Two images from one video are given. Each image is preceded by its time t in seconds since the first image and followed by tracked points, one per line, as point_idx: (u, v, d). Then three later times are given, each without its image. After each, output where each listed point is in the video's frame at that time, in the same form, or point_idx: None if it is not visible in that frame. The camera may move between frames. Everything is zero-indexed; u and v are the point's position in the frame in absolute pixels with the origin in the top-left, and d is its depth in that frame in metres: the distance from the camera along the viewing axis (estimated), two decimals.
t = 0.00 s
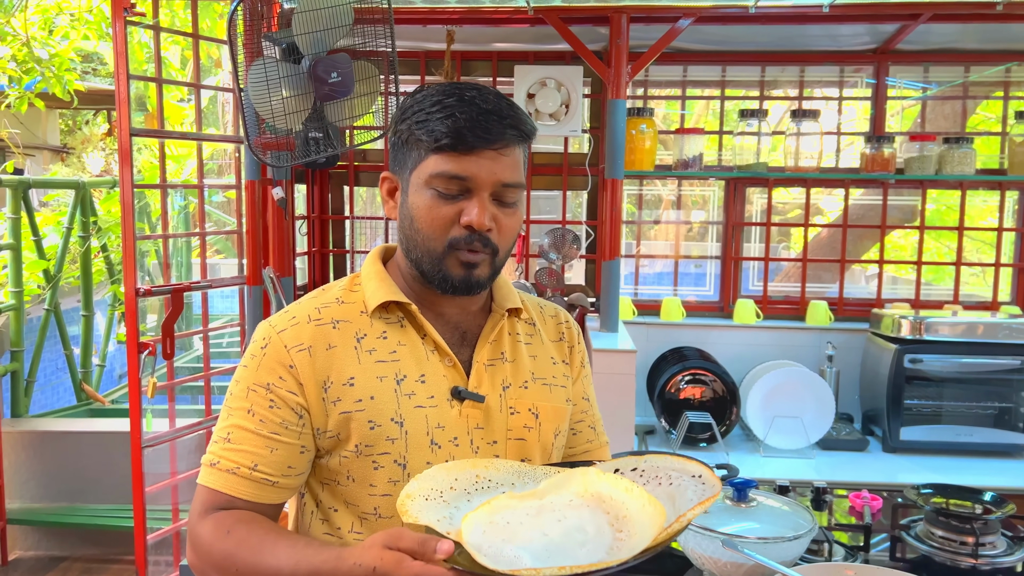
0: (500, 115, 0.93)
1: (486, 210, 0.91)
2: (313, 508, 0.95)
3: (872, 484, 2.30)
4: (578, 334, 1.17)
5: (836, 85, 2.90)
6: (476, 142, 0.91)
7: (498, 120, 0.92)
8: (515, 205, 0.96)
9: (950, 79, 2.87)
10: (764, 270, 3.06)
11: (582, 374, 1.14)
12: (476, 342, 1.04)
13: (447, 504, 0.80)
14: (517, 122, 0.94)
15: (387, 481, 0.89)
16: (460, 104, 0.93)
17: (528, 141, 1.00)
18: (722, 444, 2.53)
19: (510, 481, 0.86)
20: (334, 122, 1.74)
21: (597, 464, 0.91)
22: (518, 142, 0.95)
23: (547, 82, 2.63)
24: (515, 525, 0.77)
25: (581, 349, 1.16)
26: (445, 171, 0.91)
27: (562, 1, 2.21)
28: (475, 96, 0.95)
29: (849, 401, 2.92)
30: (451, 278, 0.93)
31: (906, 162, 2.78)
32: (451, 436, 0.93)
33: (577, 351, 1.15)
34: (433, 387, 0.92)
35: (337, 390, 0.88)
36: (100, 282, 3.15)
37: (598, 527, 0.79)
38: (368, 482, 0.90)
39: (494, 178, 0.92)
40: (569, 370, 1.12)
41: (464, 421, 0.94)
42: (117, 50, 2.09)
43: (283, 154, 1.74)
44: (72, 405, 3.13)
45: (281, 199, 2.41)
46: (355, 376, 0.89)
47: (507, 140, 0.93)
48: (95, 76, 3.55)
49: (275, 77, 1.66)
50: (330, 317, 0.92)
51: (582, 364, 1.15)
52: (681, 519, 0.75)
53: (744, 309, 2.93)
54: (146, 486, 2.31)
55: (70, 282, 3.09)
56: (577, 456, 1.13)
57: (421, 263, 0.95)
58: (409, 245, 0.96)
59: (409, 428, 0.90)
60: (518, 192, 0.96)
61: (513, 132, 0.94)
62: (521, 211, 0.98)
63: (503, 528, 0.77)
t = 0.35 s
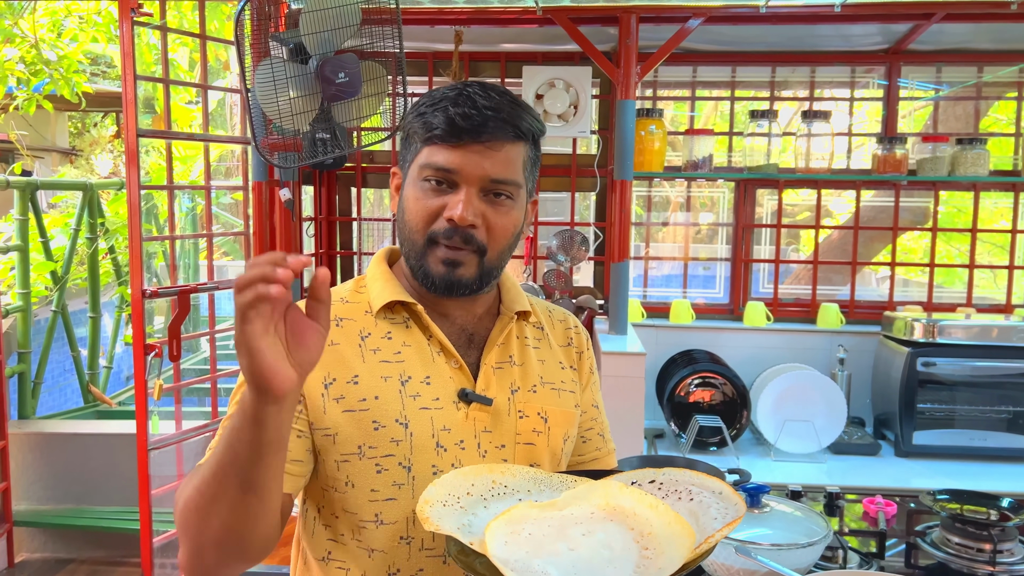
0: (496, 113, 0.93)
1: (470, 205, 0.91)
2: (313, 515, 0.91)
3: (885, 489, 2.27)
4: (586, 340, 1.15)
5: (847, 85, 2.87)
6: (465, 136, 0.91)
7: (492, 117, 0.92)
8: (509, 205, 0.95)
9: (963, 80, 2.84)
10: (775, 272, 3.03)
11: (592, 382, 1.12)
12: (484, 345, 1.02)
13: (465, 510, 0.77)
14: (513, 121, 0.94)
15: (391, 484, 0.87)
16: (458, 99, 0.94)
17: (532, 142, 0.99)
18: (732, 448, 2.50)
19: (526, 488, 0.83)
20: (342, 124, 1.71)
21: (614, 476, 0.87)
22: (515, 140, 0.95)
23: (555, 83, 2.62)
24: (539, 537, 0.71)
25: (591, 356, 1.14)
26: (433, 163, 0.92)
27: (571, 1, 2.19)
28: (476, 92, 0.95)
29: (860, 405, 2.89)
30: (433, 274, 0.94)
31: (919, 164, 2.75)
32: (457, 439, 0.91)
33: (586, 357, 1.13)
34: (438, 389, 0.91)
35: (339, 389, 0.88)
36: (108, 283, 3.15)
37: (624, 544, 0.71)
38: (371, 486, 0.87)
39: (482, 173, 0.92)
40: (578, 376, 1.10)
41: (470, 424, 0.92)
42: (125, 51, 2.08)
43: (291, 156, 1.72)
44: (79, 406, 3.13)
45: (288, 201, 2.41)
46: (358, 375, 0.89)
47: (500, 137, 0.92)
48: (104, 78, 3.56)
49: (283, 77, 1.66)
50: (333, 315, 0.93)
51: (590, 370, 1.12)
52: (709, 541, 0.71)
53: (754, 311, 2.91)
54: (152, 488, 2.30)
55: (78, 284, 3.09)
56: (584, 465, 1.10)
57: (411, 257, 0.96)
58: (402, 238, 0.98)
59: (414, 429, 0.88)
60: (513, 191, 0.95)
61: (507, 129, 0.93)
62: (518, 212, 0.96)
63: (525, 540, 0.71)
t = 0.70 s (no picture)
0: (509, 116, 0.91)
1: (480, 210, 0.90)
2: (321, 520, 0.90)
3: (899, 494, 2.25)
4: (597, 349, 1.14)
5: (859, 87, 2.85)
6: (476, 140, 0.90)
7: (505, 121, 0.90)
8: (522, 210, 0.93)
9: (976, 81, 2.81)
10: (786, 275, 3.01)
11: (602, 391, 1.11)
12: (499, 351, 1.00)
13: (477, 519, 0.74)
14: (527, 125, 0.92)
15: (403, 491, 0.86)
16: (472, 101, 0.93)
17: (548, 145, 0.97)
18: (744, 452, 2.48)
19: (538, 498, 0.81)
20: (351, 126, 1.71)
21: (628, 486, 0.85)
22: (529, 144, 0.93)
23: (565, 84, 2.60)
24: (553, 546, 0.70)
25: (601, 366, 1.13)
26: (445, 166, 0.91)
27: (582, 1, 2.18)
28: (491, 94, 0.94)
29: (873, 410, 2.86)
30: (443, 279, 0.93)
31: (932, 166, 2.73)
32: (472, 446, 0.90)
33: (597, 366, 1.12)
34: (454, 394, 0.90)
35: (355, 390, 0.86)
36: (117, 285, 3.15)
37: (641, 553, 0.69)
38: (383, 491, 0.85)
39: (494, 177, 0.90)
40: (589, 385, 1.09)
41: (485, 430, 0.91)
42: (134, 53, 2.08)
43: (300, 158, 1.72)
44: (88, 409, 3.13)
45: (297, 204, 2.40)
46: (375, 377, 0.87)
47: (512, 141, 0.91)
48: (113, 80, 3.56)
49: (292, 79, 1.65)
50: (351, 316, 0.92)
51: (601, 379, 1.12)
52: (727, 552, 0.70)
53: (766, 314, 2.88)
54: (160, 492, 2.29)
55: (87, 286, 3.10)
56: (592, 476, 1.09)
57: (423, 261, 0.95)
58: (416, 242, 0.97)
59: (430, 435, 0.87)
60: (527, 196, 0.93)
61: (521, 133, 0.91)
62: (531, 217, 0.95)
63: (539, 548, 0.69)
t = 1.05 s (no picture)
0: (515, 122, 0.90)
1: (488, 218, 0.89)
2: (328, 535, 0.88)
3: (913, 500, 2.22)
4: (606, 355, 1.14)
5: (872, 89, 2.83)
6: (483, 147, 0.88)
7: (511, 126, 0.89)
8: (530, 217, 0.92)
9: (989, 83, 2.79)
10: (798, 278, 2.98)
11: (611, 398, 1.10)
12: (509, 359, 0.99)
13: (492, 537, 0.74)
14: (533, 129, 0.91)
15: (414, 505, 0.84)
16: (477, 107, 0.91)
17: (555, 151, 0.96)
18: (756, 457, 2.46)
19: (554, 512, 0.80)
20: (361, 128, 1.69)
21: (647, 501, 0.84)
22: (536, 151, 0.92)
23: (575, 87, 2.59)
24: (573, 566, 0.68)
25: (610, 372, 1.12)
26: (451, 174, 0.90)
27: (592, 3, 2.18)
28: (496, 98, 0.93)
29: (886, 415, 2.83)
30: (452, 289, 0.91)
31: (946, 169, 2.71)
32: (483, 456, 0.88)
33: (606, 372, 1.12)
34: (464, 404, 0.88)
35: (362, 398, 0.85)
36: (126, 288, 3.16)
37: (664, 572, 0.68)
38: (392, 504, 0.83)
39: (501, 185, 0.89)
40: (599, 392, 1.08)
41: (496, 440, 0.89)
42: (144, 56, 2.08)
43: (309, 161, 1.69)
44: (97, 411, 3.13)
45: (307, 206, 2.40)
46: (384, 385, 0.86)
47: (520, 147, 0.90)
48: (122, 84, 3.58)
49: (302, 82, 1.65)
50: (359, 322, 0.91)
51: (611, 386, 1.11)
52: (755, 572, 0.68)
53: (777, 318, 2.86)
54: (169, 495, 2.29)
55: (97, 289, 3.11)
56: (604, 485, 1.08)
57: (429, 271, 0.94)
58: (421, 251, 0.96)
59: (439, 446, 0.85)
60: (534, 204, 0.92)
61: (527, 139, 0.90)
62: (539, 224, 0.94)
63: (557, 568, 0.68)
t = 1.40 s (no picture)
0: (517, 130, 0.88)
1: (493, 231, 0.87)
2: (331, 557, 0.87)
3: (925, 506, 2.20)
4: (608, 358, 1.12)
5: (883, 91, 2.81)
6: (485, 157, 0.87)
7: (514, 135, 0.88)
8: (535, 227, 0.91)
9: (1001, 85, 2.77)
10: (808, 281, 2.97)
11: (614, 402, 1.09)
12: (511, 369, 0.99)
13: (499, 550, 0.73)
14: (536, 137, 0.89)
15: (423, 525, 0.83)
16: (476, 114, 0.90)
17: (558, 156, 0.95)
18: (766, 462, 2.44)
19: (562, 524, 0.80)
20: (370, 131, 1.71)
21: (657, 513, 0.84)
22: (539, 158, 0.91)
23: (584, 89, 2.59)
24: None
25: (613, 375, 1.10)
26: (451, 186, 0.88)
27: (601, 5, 2.17)
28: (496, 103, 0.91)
29: (897, 418, 2.81)
30: (457, 303, 0.91)
31: (958, 171, 2.70)
32: (491, 471, 0.87)
33: (609, 377, 1.09)
34: (470, 419, 0.88)
35: (365, 420, 0.83)
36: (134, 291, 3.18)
37: None
38: (401, 525, 0.82)
39: (505, 196, 0.88)
40: (602, 398, 1.06)
41: (503, 454, 0.89)
42: (154, 60, 2.08)
43: (318, 164, 1.69)
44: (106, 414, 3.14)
45: (316, 209, 2.41)
46: (387, 405, 0.85)
47: (524, 156, 0.88)
48: (131, 87, 3.60)
49: (311, 85, 1.63)
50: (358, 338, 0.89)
51: (614, 392, 1.09)
52: None
53: (787, 322, 2.85)
54: (178, 498, 2.29)
55: (106, 292, 3.12)
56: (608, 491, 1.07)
57: (432, 284, 0.93)
58: (422, 263, 0.94)
59: (447, 463, 0.84)
60: (539, 214, 0.91)
61: (531, 148, 0.89)
62: (544, 234, 0.93)
63: None
